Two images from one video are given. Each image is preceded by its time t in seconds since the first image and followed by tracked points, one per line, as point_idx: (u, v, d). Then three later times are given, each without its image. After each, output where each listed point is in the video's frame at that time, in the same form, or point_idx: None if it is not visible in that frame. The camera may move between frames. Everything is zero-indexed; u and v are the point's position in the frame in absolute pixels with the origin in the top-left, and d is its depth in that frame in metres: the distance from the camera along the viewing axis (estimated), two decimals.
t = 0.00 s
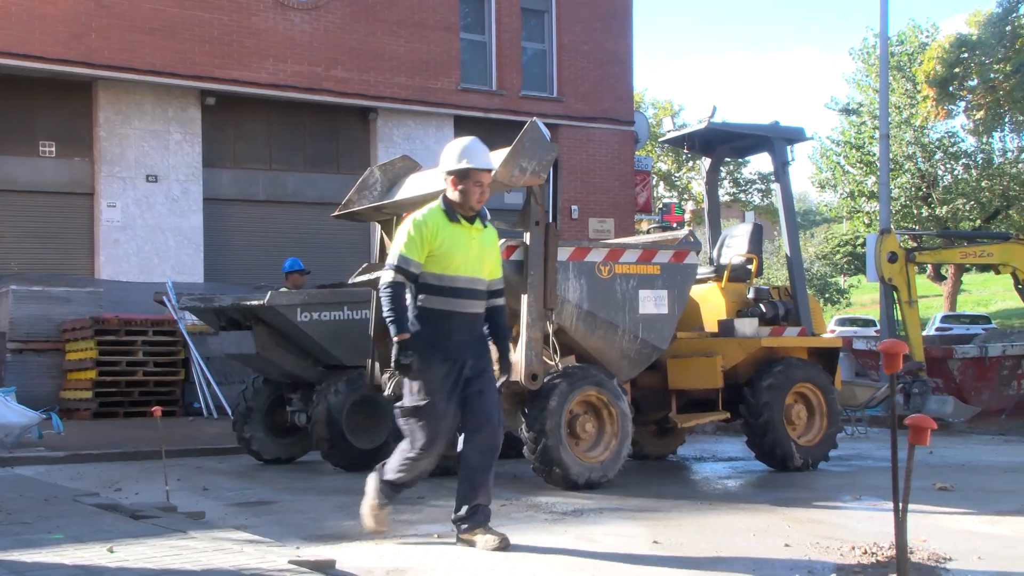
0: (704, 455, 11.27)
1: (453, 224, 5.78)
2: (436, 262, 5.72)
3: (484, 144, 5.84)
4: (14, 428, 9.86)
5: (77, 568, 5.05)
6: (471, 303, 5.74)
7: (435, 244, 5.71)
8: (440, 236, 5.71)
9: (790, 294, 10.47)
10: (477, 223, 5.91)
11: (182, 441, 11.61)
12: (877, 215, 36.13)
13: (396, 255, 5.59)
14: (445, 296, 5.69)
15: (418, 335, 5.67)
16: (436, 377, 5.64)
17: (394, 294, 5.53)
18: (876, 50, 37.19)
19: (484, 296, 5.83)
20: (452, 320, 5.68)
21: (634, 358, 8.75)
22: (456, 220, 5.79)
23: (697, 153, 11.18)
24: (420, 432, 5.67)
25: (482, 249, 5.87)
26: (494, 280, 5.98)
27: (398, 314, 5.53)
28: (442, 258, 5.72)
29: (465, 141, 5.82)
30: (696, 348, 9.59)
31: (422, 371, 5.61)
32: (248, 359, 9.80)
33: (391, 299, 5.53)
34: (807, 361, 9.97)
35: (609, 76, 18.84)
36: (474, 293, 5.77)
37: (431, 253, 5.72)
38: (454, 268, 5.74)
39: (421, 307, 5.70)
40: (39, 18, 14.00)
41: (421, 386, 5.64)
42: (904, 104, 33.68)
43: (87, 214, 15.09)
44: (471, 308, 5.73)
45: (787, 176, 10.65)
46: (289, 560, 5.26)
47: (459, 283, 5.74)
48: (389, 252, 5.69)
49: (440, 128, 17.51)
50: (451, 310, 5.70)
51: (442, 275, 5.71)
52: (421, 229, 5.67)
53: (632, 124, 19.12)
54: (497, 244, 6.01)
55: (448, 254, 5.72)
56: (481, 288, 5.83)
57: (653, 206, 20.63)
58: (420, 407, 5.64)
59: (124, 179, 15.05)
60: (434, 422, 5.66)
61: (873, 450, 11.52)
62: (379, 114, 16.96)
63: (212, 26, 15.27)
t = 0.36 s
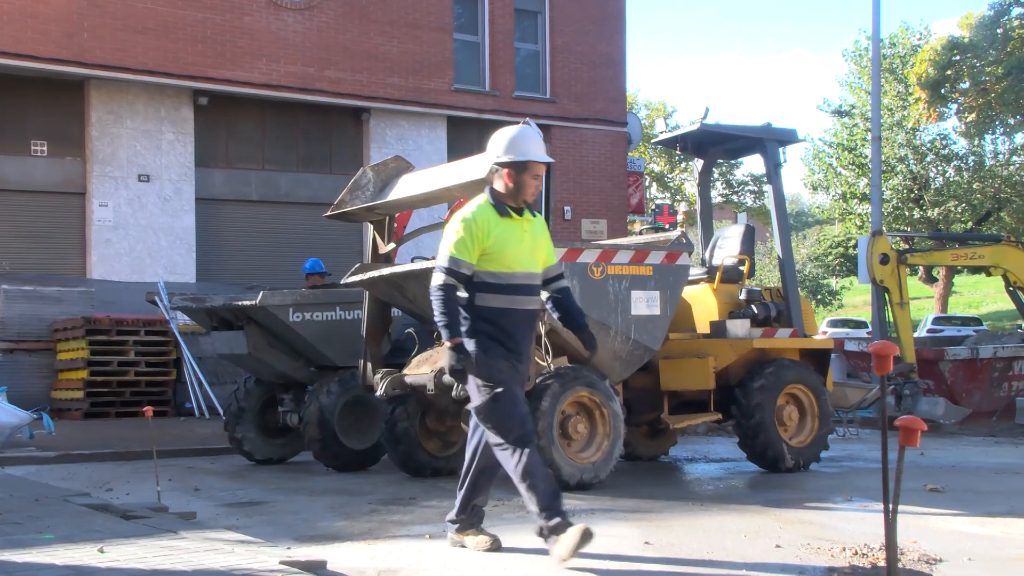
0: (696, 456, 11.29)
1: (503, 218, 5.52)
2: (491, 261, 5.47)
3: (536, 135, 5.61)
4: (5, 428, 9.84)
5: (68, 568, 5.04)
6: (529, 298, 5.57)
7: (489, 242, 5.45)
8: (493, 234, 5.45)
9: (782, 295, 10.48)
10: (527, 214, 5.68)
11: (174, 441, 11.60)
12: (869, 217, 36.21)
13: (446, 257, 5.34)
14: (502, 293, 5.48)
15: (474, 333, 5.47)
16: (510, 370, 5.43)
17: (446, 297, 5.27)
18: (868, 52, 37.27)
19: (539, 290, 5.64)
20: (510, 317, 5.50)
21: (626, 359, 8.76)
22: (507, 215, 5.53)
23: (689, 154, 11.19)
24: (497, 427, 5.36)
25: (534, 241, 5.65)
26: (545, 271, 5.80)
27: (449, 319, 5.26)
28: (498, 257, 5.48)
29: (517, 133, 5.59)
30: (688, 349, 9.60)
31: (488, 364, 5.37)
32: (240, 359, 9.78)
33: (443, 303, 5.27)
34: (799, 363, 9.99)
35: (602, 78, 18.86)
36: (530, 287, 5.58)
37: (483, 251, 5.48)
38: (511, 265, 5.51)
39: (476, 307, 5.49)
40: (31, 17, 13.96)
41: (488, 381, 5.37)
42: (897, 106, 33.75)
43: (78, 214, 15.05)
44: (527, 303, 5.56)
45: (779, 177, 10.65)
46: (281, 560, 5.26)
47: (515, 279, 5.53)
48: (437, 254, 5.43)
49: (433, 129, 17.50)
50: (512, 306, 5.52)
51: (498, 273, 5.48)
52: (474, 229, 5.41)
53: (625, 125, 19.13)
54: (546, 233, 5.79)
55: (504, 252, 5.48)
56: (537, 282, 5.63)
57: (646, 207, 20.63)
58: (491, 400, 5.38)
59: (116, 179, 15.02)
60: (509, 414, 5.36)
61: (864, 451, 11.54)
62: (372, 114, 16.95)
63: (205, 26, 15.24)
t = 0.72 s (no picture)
0: (689, 455, 11.30)
1: (567, 201, 5.17)
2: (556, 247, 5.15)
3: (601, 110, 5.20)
4: None
5: (60, 567, 5.03)
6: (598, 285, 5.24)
7: (554, 227, 5.13)
8: (558, 218, 5.12)
9: (775, 293, 10.50)
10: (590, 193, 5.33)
11: (167, 440, 11.58)
12: (862, 216, 36.28)
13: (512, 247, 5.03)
14: (570, 281, 5.16)
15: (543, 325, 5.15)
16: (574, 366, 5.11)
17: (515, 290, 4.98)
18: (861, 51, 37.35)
19: (608, 275, 5.33)
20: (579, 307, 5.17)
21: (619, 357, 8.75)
22: (571, 197, 5.19)
23: (683, 153, 11.19)
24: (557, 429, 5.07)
25: (598, 222, 5.32)
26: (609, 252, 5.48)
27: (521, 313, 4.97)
28: (564, 242, 5.16)
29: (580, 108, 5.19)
30: (681, 347, 9.60)
31: (558, 360, 5.05)
32: (233, 358, 9.76)
33: (511, 296, 4.99)
34: (792, 361, 10.00)
35: (595, 76, 18.86)
36: (599, 271, 5.27)
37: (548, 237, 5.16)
38: (577, 250, 5.19)
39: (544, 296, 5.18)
40: (22, 15, 13.93)
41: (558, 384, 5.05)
42: (889, 105, 33.82)
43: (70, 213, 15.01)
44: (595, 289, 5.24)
45: (772, 176, 10.67)
46: (274, 559, 5.25)
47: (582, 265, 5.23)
48: (500, 243, 5.13)
49: (427, 127, 17.50)
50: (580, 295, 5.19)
51: (565, 259, 5.17)
52: (538, 214, 5.07)
53: (619, 124, 19.14)
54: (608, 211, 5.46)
55: (570, 236, 5.15)
56: (605, 266, 5.32)
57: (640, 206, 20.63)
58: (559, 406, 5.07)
59: (109, 177, 14.98)
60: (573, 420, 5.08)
61: (857, 450, 11.56)
62: (365, 113, 16.93)
63: (197, 24, 15.21)
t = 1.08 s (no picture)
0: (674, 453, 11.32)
1: (635, 200, 5.00)
2: (617, 245, 4.96)
3: (681, 108, 5.00)
4: None
5: (42, 567, 5.01)
6: (657, 296, 4.98)
7: (618, 225, 4.94)
8: (622, 215, 4.94)
9: (760, 293, 10.52)
10: (661, 198, 5.13)
11: (152, 440, 11.53)
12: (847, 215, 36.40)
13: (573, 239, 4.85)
14: (628, 284, 4.94)
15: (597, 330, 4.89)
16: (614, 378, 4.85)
17: (576, 286, 4.76)
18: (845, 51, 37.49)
19: (670, 286, 5.09)
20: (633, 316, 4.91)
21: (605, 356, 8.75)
22: (639, 196, 5.01)
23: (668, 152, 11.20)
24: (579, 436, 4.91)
25: (665, 228, 5.11)
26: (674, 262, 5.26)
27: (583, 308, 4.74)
28: (625, 241, 4.97)
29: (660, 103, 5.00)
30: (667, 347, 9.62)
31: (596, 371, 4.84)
32: (217, 357, 9.73)
33: (573, 291, 4.76)
34: (777, 360, 10.03)
35: (581, 76, 18.87)
36: (661, 279, 5.03)
37: (611, 234, 4.97)
38: (639, 252, 4.98)
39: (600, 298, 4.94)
40: (5, 11, 13.85)
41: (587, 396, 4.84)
42: (874, 105, 33.96)
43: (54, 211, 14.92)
44: (655, 298, 4.98)
45: (757, 175, 10.71)
46: (258, 559, 5.23)
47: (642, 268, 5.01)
48: (562, 235, 4.94)
49: (413, 126, 17.47)
50: (633, 302, 4.94)
51: (625, 260, 4.96)
52: (603, 209, 4.91)
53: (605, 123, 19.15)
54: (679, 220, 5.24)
55: (634, 236, 4.96)
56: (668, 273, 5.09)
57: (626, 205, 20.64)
58: (584, 421, 4.87)
59: (93, 175, 14.91)
60: (601, 436, 4.88)
61: (842, 449, 11.62)
62: (351, 111, 16.90)
63: (182, 21, 15.15)
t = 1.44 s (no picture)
0: (666, 457, 11.33)
1: (714, 169, 4.31)
2: (693, 219, 4.28)
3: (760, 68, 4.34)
4: None
5: (30, 571, 4.99)
6: (745, 271, 4.30)
7: (695, 196, 4.27)
8: (699, 184, 4.27)
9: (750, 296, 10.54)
10: (750, 168, 4.42)
11: (142, 442, 11.50)
12: (837, 219, 36.51)
13: (641, 214, 4.21)
14: (707, 261, 4.25)
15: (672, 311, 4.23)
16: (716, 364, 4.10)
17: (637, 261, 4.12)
18: (836, 56, 37.62)
19: (761, 263, 4.39)
20: (718, 293, 4.23)
21: (596, 359, 8.75)
22: (720, 165, 4.32)
23: (660, 156, 11.18)
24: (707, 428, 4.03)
25: (755, 201, 4.40)
26: (768, 242, 4.52)
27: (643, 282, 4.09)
28: (704, 215, 4.27)
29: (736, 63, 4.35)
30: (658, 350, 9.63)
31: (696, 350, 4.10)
32: (208, 360, 9.71)
33: (635, 268, 4.11)
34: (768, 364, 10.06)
35: (574, 79, 18.89)
36: (748, 257, 4.32)
37: (685, 208, 4.29)
38: (721, 226, 4.28)
39: (676, 277, 4.28)
40: None
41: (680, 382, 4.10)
42: (865, 109, 34.07)
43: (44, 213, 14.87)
44: (741, 277, 4.29)
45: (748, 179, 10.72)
46: (248, 563, 5.21)
47: (726, 245, 4.28)
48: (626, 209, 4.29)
49: (405, 129, 17.47)
50: (719, 278, 4.26)
51: (705, 235, 4.27)
52: (676, 179, 4.25)
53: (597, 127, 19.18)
54: (774, 193, 4.51)
55: (713, 209, 4.27)
56: (757, 252, 4.37)
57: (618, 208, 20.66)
58: (708, 406, 4.04)
59: (84, 177, 14.87)
60: (729, 421, 4.02)
61: (832, 452, 11.64)
62: (343, 114, 16.89)
63: (174, 24, 15.12)
